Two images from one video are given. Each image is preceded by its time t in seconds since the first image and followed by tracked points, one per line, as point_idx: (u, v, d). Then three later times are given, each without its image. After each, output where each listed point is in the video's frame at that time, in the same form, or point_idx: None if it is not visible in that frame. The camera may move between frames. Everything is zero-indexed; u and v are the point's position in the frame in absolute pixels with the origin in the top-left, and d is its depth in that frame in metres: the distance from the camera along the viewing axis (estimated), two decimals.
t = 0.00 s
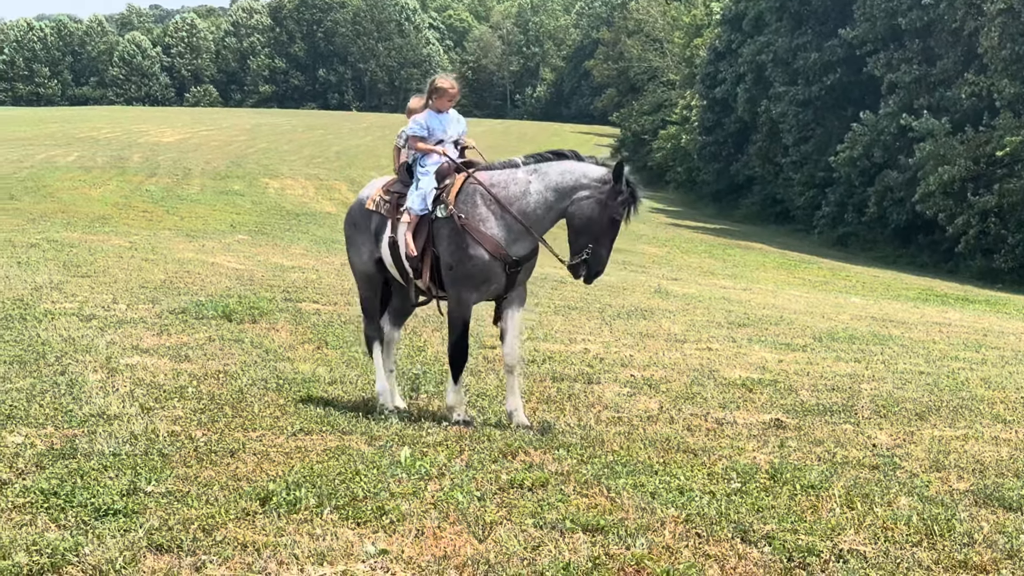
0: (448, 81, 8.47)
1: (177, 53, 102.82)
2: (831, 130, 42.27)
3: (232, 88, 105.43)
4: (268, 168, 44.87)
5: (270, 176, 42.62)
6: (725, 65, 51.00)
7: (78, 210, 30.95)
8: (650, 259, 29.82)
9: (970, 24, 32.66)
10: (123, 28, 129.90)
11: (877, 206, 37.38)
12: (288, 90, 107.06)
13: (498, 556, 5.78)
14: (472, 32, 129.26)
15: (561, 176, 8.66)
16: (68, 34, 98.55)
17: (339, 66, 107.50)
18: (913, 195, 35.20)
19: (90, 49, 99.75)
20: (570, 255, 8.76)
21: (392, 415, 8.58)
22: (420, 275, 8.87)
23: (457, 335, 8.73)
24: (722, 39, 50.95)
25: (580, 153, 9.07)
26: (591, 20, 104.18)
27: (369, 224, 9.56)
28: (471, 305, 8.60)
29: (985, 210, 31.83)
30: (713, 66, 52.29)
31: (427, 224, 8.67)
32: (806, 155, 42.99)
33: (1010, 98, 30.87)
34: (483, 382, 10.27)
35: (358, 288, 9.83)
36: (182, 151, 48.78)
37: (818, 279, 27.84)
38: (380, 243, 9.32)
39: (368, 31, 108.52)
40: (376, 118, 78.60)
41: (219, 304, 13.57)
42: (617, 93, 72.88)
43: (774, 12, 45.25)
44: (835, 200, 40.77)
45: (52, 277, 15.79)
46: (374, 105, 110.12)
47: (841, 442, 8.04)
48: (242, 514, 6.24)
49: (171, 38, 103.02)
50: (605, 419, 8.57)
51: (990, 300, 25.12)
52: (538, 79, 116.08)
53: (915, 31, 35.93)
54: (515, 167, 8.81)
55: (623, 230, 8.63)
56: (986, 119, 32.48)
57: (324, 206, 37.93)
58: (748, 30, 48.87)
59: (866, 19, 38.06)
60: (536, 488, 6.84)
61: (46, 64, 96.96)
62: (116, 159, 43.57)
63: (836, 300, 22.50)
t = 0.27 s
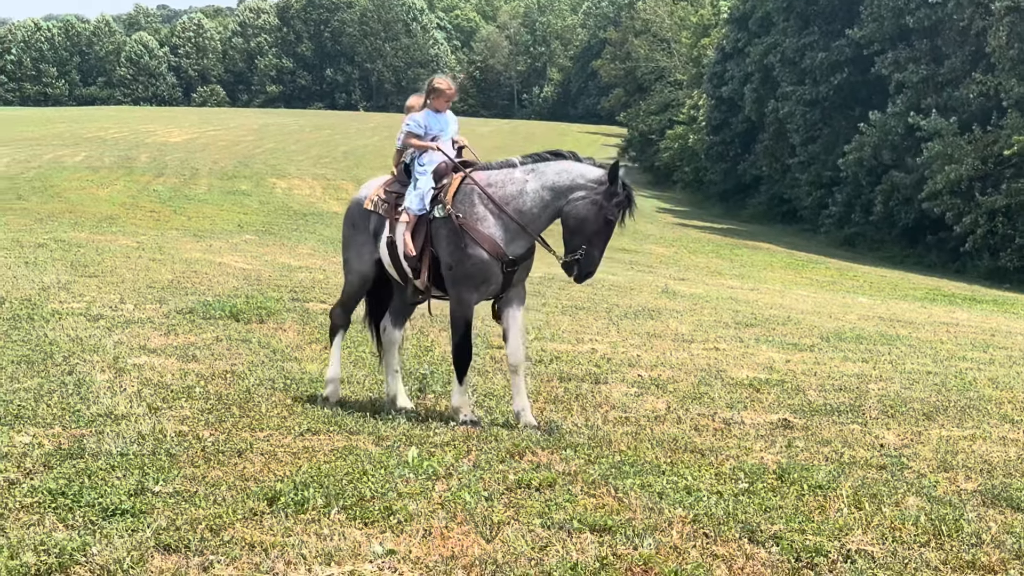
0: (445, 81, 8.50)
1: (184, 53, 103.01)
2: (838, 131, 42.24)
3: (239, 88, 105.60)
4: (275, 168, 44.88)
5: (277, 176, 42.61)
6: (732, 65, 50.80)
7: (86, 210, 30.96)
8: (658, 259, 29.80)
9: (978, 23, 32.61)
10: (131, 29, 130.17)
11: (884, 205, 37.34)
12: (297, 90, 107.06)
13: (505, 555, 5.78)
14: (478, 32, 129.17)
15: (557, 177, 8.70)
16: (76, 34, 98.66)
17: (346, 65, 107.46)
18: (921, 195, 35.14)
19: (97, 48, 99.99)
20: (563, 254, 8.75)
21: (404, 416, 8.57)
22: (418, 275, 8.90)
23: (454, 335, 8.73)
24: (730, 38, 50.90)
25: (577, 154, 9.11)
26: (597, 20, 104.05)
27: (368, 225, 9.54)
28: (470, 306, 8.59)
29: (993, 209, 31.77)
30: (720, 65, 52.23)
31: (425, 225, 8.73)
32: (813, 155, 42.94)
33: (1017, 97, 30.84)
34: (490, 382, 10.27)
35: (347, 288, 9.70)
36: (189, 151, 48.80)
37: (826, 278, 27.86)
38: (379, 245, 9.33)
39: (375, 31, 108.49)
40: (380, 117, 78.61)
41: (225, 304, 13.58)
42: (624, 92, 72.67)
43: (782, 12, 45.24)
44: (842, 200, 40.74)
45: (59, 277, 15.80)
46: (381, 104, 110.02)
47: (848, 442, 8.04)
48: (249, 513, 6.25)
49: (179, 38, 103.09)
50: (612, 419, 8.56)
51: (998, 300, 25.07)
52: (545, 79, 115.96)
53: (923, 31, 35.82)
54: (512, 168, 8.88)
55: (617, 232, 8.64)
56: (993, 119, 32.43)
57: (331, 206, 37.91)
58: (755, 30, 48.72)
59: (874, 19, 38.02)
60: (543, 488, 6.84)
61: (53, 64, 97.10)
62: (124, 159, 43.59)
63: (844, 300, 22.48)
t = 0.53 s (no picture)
0: (447, 81, 8.57)
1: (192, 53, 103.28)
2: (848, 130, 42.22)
3: (248, 88, 105.96)
4: (283, 168, 44.90)
5: (285, 176, 42.62)
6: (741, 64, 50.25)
7: (96, 210, 31.00)
8: (667, 259, 29.79)
9: (987, 23, 32.53)
10: (140, 29, 130.37)
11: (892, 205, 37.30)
12: (306, 89, 107.02)
13: (514, 555, 5.78)
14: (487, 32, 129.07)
15: (555, 175, 8.74)
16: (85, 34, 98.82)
17: (354, 65, 107.44)
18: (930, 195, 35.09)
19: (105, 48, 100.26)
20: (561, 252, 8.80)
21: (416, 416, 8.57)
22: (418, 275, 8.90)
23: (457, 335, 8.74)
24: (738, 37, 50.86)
25: (575, 152, 9.15)
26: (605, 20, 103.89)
27: (365, 223, 9.55)
28: (475, 306, 8.60)
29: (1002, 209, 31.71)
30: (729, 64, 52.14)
31: (425, 225, 8.74)
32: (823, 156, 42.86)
33: None
34: (499, 381, 10.27)
35: (346, 289, 9.79)
36: (197, 150, 48.84)
37: (835, 278, 27.88)
38: (377, 245, 9.30)
39: (384, 31, 108.49)
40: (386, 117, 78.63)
41: (234, 304, 13.60)
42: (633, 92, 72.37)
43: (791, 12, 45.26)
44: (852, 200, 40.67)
45: (69, 278, 15.83)
46: (388, 104, 109.84)
47: (858, 442, 8.03)
48: (259, 513, 6.26)
49: (187, 38, 103.22)
50: (622, 419, 8.54)
51: (1007, 300, 25.03)
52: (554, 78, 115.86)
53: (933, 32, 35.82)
54: (510, 167, 8.90)
55: (615, 230, 8.70)
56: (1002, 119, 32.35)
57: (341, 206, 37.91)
58: (763, 29, 48.64)
59: (882, 19, 37.99)
60: (553, 488, 6.84)
61: (63, 64, 97.28)
62: (133, 159, 43.64)
63: (853, 300, 22.47)
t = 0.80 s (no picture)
0: (447, 79, 8.61)
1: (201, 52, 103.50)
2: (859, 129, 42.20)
3: (258, 87, 106.26)
4: (293, 167, 44.92)
5: (296, 175, 42.60)
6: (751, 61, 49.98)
7: (107, 210, 31.04)
8: (677, 258, 29.79)
9: (997, 21, 32.44)
10: (150, 28, 130.51)
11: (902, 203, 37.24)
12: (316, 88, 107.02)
13: (524, 555, 5.78)
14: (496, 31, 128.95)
15: (556, 170, 8.79)
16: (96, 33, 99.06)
17: (364, 65, 107.36)
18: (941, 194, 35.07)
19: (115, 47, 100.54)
20: (566, 246, 8.83)
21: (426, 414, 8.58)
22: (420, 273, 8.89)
23: (463, 334, 8.74)
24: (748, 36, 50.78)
25: (573, 147, 9.20)
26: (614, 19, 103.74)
27: (363, 219, 9.54)
28: (480, 304, 8.62)
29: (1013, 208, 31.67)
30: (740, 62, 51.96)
31: (428, 223, 8.77)
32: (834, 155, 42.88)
33: None
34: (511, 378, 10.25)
35: (345, 285, 9.83)
36: (206, 150, 48.89)
37: (845, 277, 27.86)
38: (376, 240, 9.28)
39: (394, 29, 108.50)
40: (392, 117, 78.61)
41: (243, 303, 13.62)
42: (642, 91, 72.15)
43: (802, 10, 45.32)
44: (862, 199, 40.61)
45: (79, 277, 15.86)
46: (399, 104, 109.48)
47: (868, 441, 8.04)
48: (269, 512, 6.27)
49: (197, 37, 103.41)
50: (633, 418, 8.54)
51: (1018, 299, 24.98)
52: (564, 78, 115.76)
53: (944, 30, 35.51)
54: (511, 165, 8.97)
55: (618, 220, 8.72)
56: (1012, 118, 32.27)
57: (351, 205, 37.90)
58: (773, 28, 48.54)
59: (893, 17, 37.99)
60: (563, 486, 6.84)
61: (73, 63, 97.53)
62: (143, 158, 43.73)
63: (864, 298, 22.46)
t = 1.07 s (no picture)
0: (451, 77, 8.52)
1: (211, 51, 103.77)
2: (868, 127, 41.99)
3: (268, 85, 106.55)
4: (302, 165, 44.99)
5: (305, 173, 42.65)
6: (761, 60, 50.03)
7: (117, 208, 31.10)
8: (686, 256, 29.83)
9: (1007, 19, 32.28)
10: (160, 26, 130.82)
11: (912, 201, 37.12)
12: (327, 87, 107.06)
13: (534, 553, 5.78)
14: (506, 29, 128.80)
15: (557, 165, 8.86)
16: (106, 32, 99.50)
17: (374, 63, 107.33)
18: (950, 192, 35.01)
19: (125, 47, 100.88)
20: (573, 240, 8.90)
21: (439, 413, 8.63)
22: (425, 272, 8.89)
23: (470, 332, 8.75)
24: (757, 34, 50.72)
25: (574, 141, 9.27)
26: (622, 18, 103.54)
27: (363, 217, 9.50)
28: (486, 301, 8.63)
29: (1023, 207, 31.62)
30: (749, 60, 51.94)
31: (432, 221, 8.75)
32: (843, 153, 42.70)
33: None
34: (519, 376, 10.22)
35: (345, 284, 9.79)
36: (216, 148, 49.00)
37: (855, 275, 27.86)
38: (376, 238, 9.25)
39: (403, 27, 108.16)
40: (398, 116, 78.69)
41: (253, 302, 13.64)
42: (651, 90, 72.03)
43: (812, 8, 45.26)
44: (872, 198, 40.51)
45: (89, 276, 15.91)
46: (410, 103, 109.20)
47: (878, 439, 8.04)
48: (279, 510, 6.27)
49: (207, 36, 103.70)
50: (642, 416, 8.54)
51: None
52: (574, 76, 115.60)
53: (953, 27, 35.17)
54: (513, 161, 9.02)
55: (621, 211, 8.78)
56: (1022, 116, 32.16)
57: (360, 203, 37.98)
58: (783, 27, 48.49)
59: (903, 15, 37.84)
60: (573, 485, 6.84)
61: (83, 62, 98.11)
62: (153, 157, 43.84)
63: (873, 297, 22.47)
